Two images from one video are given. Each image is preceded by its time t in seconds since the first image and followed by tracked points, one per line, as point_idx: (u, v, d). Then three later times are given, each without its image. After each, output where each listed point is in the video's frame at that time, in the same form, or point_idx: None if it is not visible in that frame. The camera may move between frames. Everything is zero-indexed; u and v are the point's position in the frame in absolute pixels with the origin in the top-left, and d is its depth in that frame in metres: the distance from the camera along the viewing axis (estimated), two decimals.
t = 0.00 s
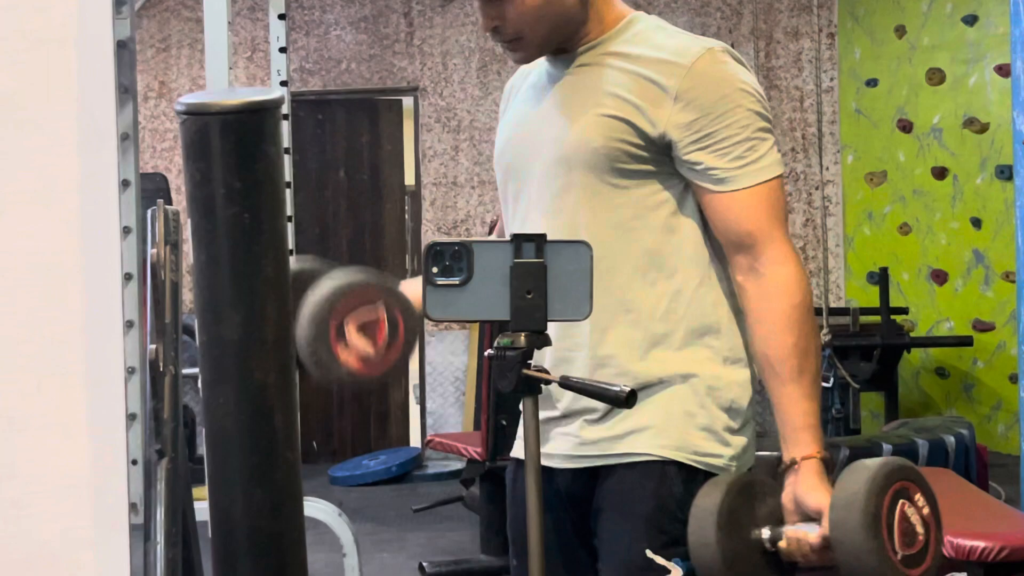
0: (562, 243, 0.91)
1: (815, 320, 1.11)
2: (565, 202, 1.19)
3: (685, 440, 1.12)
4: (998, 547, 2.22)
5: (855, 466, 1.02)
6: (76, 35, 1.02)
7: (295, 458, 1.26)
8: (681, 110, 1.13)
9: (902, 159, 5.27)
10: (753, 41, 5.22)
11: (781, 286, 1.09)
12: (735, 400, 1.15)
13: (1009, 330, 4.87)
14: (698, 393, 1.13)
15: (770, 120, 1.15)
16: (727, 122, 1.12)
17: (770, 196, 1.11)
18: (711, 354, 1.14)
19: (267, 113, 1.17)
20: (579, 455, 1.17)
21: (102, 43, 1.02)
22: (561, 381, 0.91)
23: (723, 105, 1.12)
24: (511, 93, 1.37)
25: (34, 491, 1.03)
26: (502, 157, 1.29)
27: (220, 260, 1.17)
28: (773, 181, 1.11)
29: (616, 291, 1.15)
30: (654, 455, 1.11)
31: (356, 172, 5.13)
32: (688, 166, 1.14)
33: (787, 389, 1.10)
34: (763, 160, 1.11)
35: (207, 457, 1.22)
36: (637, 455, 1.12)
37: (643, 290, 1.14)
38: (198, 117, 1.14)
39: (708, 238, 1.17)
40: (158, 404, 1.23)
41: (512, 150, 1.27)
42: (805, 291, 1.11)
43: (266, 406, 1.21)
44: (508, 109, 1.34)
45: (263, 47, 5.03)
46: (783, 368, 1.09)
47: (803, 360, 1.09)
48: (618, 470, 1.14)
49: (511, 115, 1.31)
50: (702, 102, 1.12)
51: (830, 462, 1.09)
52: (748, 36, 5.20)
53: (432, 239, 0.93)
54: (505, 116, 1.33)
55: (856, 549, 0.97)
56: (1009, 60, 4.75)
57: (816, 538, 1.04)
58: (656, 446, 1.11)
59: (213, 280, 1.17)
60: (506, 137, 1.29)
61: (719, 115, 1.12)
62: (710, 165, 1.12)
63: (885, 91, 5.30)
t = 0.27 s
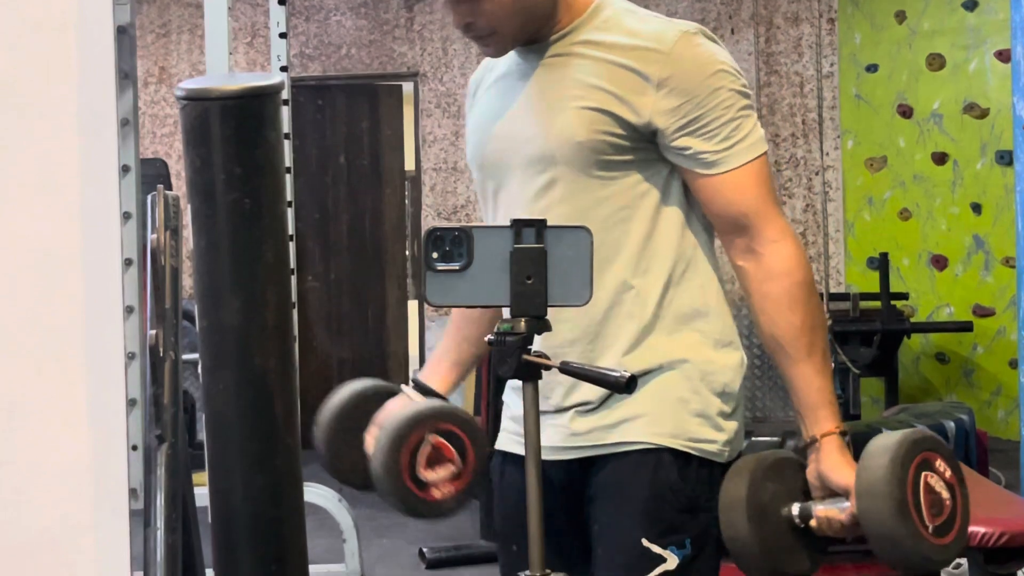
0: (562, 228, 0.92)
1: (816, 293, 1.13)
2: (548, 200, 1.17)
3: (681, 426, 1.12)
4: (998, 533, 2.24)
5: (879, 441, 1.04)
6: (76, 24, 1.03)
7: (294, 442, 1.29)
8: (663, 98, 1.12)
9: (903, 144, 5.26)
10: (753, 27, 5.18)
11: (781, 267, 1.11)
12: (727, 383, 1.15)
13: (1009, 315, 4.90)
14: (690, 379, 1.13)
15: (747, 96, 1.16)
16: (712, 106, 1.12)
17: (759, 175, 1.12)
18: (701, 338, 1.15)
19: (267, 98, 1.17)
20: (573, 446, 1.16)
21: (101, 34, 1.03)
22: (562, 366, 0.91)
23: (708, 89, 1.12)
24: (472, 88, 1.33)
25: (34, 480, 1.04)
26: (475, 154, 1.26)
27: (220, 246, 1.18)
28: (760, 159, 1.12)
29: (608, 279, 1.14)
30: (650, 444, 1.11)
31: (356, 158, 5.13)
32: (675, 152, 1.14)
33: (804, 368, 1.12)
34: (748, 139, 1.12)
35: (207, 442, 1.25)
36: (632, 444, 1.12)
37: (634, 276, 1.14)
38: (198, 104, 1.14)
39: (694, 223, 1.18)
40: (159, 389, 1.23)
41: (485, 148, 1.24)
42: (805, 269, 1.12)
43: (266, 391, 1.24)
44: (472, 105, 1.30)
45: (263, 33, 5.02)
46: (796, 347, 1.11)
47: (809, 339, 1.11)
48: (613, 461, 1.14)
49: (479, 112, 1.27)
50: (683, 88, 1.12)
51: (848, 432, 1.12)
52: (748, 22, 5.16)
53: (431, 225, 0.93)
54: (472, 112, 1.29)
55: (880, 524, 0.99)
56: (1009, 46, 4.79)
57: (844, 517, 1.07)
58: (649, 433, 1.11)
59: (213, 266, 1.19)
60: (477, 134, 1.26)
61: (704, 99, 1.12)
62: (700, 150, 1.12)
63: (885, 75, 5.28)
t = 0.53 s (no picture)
0: (561, 232, 0.92)
1: (796, 295, 1.11)
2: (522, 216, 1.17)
3: (658, 433, 1.12)
4: (998, 535, 2.24)
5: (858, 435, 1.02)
6: (76, 25, 1.02)
7: (295, 446, 1.27)
8: (634, 113, 1.11)
9: (902, 147, 5.26)
10: (753, 30, 5.21)
11: (759, 274, 1.09)
12: (703, 390, 1.14)
13: (1008, 318, 4.92)
14: (666, 386, 1.13)
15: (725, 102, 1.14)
16: (685, 118, 1.10)
17: (739, 182, 1.10)
18: (674, 343, 1.14)
19: (267, 102, 1.17)
20: (555, 453, 1.16)
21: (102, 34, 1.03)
22: (561, 368, 0.91)
23: (680, 101, 1.09)
24: (451, 94, 1.33)
25: (35, 481, 1.04)
26: (452, 166, 1.26)
27: (221, 249, 1.17)
28: (738, 168, 1.10)
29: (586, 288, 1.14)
30: (625, 451, 1.12)
31: (357, 161, 5.12)
32: (651, 165, 1.13)
33: (780, 374, 1.08)
34: (725, 149, 1.10)
35: (207, 446, 1.22)
36: (610, 451, 1.12)
37: (611, 284, 1.14)
38: (197, 107, 1.14)
39: (671, 229, 1.17)
40: (159, 392, 1.22)
41: (460, 161, 1.24)
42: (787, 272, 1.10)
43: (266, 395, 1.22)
44: (450, 114, 1.30)
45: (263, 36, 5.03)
46: (772, 354, 1.08)
47: (788, 345, 1.08)
48: (592, 467, 1.14)
49: (455, 122, 1.27)
50: (653, 102, 1.10)
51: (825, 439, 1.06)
52: (748, 25, 5.20)
53: (431, 228, 0.92)
54: (448, 122, 1.29)
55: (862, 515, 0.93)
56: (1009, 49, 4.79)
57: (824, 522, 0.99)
58: (626, 442, 1.11)
59: (213, 269, 1.18)
60: (453, 147, 1.26)
61: (677, 111, 1.10)
62: (673, 164, 1.11)
63: (885, 78, 5.28)
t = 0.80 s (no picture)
0: (562, 236, 0.92)
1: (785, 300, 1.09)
2: (547, 212, 1.19)
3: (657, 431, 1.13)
4: (998, 540, 2.21)
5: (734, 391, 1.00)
6: (76, 25, 1.05)
7: (295, 449, 1.28)
8: (665, 117, 1.11)
9: (903, 151, 5.26)
10: (753, 34, 5.22)
11: (752, 276, 1.07)
12: (693, 386, 1.16)
13: (1009, 323, 4.88)
14: (676, 390, 1.16)
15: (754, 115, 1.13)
16: (712, 125, 1.09)
17: (756, 195, 1.09)
18: (687, 353, 1.16)
19: (267, 106, 1.16)
20: (565, 449, 1.19)
21: (101, 37, 1.05)
22: (562, 373, 0.92)
23: (708, 108, 1.09)
24: (488, 86, 1.35)
25: (36, 481, 1.06)
26: (481, 161, 1.28)
27: (221, 254, 1.18)
28: (759, 182, 1.09)
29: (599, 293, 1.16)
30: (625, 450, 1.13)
31: (357, 165, 5.12)
32: (674, 170, 1.13)
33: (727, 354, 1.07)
34: (747, 160, 1.09)
35: (207, 449, 1.23)
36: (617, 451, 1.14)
37: (626, 289, 1.16)
38: (197, 111, 1.14)
39: (692, 240, 1.18)
40: (159, 396, 1.21)
41: (491, 155, 1.26)
42: (780, 280, 1.08)
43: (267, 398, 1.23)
44: (482, 107, 1.32)
45: (263, 40, 5.03)
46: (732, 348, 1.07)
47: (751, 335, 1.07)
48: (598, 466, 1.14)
49: (487, 116, 1.29)
50: (684, 106, 1.10)
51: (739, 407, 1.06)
52: (748, 29, 5.20)
53: (431, 233, 0.92)
54: (480, 115, 1.31)
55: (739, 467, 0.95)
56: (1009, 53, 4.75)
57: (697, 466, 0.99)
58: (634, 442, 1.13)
59: (213, 273, 1.18)
60: (483, 141, 1.28)
61: (704, 118, 1.10)
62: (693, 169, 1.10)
63: (885, 83, 5.29)
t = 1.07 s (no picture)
0: (561, 240, 0.92)
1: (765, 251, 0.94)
2: (583, 198, 1.19)
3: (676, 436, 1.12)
4: (998, 544, 2.21)
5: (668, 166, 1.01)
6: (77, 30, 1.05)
7: (296, 455, 1.25)
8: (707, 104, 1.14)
9: (903, 156, 5.26)
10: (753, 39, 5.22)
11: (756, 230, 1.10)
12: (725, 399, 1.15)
13: (1009, 327, 4.90)
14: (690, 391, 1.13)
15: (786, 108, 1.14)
16: (749, 110, 1.11)
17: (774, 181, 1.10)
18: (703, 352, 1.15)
19: (267, 110, 1.16)
20: (574, 447, 1.18)
21: (103, 42, 1.05)
22: (562, 378, 0.91)
23: (745, 95, 1.12)
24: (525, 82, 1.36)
25: (37, 483, 1.06)
26: (517, 151, 1.29)
27: (221, 257, 1.16)
28: (782, 169, 1.10)
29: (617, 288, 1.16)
30: (640, 451, 1.12)
31: (357, 170, 5.11)
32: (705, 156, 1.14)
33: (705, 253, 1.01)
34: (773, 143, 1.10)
35: (207, 455, 1.21)
36: (628, 450, 1.13)
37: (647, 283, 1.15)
38: (197, 115, 1.14)
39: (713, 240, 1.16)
40: (159, 401, 1.20)
41: (529, 149, 1.27)
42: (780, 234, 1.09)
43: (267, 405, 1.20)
44: (519, 100, 1.33)
45: (263, 45, 5.04)
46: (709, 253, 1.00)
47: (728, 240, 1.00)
48: (611, 464, 1.14)
49: (526, 108, 1.30)
50: (725, 91, 1.12)
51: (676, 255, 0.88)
52: (748, 33, 5.18)
53: (431, 236, 0.91)
54: (518, 108, 1.32)
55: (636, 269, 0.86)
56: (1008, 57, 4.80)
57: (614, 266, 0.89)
58: (645, 440, 1.12)
59: (213, 278, 1.16)
60: (521, 131, 1.29)
61: (742, 104, 1.11)
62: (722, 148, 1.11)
63: (885, 87, 5.29)
